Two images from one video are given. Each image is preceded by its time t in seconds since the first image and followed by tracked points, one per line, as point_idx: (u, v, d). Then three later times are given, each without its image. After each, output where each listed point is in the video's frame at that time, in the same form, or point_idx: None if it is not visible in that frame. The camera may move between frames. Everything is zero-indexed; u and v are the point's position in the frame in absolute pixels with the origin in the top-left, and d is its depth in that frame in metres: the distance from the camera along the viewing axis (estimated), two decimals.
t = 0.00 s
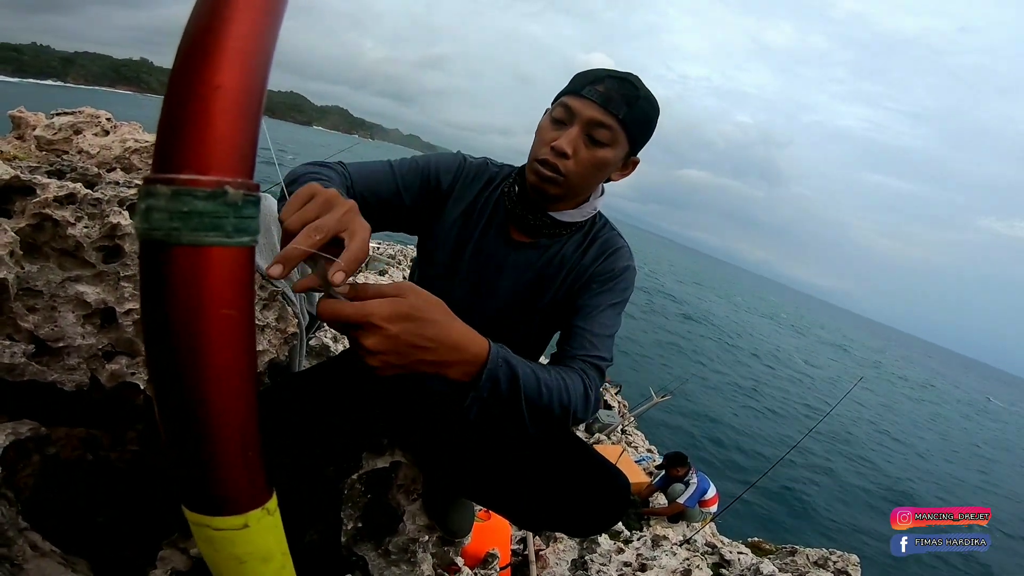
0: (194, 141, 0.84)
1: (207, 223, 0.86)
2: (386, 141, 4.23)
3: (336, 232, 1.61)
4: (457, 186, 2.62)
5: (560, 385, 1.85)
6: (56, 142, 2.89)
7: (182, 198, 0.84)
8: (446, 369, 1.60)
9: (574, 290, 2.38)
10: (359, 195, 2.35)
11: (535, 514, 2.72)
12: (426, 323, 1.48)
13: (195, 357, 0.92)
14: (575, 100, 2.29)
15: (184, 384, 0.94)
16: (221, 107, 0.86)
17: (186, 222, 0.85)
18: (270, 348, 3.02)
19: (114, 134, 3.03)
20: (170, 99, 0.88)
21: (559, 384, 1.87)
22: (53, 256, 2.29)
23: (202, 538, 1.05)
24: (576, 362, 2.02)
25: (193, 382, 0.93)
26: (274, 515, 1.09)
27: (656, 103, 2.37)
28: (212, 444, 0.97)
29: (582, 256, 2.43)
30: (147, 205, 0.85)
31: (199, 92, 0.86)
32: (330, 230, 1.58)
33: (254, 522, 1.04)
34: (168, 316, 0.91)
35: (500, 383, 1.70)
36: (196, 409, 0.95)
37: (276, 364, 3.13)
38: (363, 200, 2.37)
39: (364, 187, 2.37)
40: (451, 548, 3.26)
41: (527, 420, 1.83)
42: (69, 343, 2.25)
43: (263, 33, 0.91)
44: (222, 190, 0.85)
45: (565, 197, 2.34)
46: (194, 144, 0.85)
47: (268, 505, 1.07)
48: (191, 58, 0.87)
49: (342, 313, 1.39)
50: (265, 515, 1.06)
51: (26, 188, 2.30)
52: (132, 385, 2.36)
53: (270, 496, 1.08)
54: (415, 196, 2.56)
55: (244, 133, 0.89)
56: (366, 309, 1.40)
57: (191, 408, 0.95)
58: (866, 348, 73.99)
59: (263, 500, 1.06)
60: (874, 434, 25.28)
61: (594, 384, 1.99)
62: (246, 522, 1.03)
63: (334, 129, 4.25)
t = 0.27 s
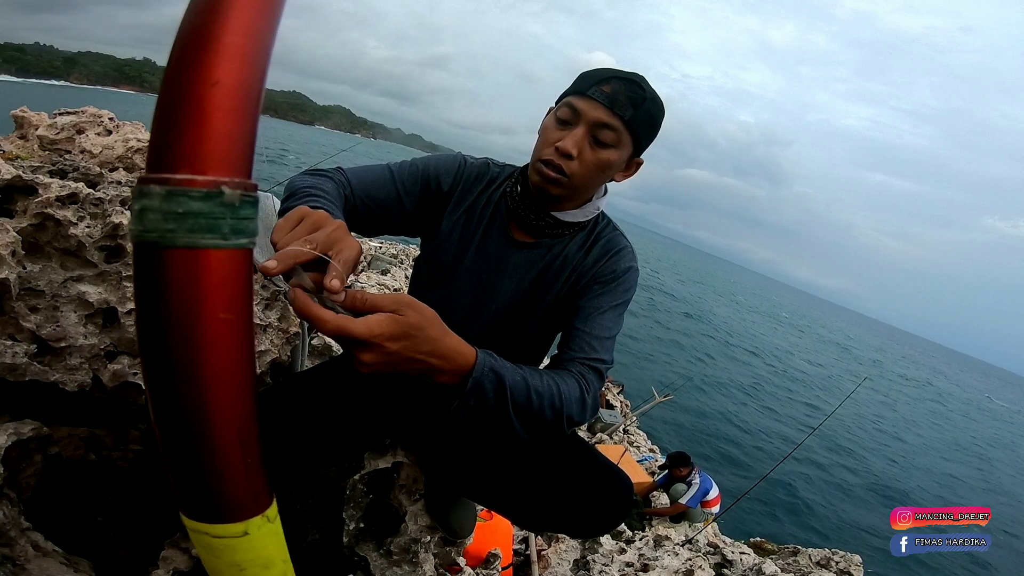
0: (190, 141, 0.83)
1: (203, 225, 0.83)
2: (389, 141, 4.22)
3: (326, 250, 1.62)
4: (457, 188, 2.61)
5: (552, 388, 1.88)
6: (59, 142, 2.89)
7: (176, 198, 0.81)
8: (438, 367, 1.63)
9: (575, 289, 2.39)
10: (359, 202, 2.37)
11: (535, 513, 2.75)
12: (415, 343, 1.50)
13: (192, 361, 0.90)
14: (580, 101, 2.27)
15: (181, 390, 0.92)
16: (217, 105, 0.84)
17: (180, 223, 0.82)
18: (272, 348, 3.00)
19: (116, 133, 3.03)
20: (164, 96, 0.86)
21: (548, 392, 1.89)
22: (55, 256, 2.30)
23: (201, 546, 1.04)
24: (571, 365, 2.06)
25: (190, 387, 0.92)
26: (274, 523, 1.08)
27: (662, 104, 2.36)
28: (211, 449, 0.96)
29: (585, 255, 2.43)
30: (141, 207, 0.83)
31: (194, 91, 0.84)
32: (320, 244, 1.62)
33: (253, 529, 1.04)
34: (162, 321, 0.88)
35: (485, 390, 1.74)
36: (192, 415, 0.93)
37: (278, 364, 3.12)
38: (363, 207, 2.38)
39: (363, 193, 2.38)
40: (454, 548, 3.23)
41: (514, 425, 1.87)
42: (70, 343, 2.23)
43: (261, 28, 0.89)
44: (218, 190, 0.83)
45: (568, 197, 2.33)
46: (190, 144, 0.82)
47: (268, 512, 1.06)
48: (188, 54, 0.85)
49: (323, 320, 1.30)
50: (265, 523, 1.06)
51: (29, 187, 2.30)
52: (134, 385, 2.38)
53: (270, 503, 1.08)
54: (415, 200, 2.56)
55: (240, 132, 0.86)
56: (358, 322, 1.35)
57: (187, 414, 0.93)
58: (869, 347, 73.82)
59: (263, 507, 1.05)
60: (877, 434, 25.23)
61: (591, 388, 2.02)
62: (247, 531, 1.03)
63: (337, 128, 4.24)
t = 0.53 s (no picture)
0: (180, 130, 0.81)
1: (190, 220, 0.81)
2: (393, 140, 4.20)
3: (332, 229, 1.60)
4: (458, 188, 2.59)
5: (554, 395, 1.91)
6: (63, 142, 2.88)
7: (161, 191, 0.79)
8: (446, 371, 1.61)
9: (578, 289, 2.39)
10: (359, 203, 2.34)
11: (540, 514, 2.72)
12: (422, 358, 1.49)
13: (183, 366, 0.89)
14: (581, 96, 2.25)
15: (172, 396, 0.90)
16: (206, 92, 0.82)
17: (165, 219, 0.80)
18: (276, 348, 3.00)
19: (120, 133, 3.02)
20: (150, 86, 0.84)
21: (550, 398, 1.92)
22: (58, 256, 2.29)
23: (200, 561, 1.02)
24: (576, 368, 2.07)
25: (182, 392, 0.90)
26: (274, 536, 1.06)
27: (665, 99, 2.33)
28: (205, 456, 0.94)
29: (591, 255, 2.42)
30: (124, 201, 0.81)
31: (182, 79, 0.82)
32: (325, 221, 1.59)
33: (252, 543, 1.02)
34: (151, 324, 0.87)
35: (484, 396, 1.76)
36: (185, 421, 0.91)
37: (282, 364, 3.11)
38: (363, 207, 2.36)
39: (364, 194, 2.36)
40: (458, 549, 3.21)
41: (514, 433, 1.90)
42: (74, 344, 2.23)
43: (256, 9, 0.87)
44: (206, 183, 0.81)
45: (571, 195, 2.31)
46: (178, 135, 0.81)
47: (267, 525, 1.04)
48: (175, 42, 0.83)
49: (339, 332, 1.30)
50: (264, 536, 1.04)
51: (32, 187, 2.29)
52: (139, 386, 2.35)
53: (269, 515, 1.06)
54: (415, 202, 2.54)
55: (232, 120, 0.84)
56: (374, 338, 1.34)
57: (180, 421, 0.92)
58: (874, 346, 73.48)
59: (262, 520, 1.03)
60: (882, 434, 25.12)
61: (595, 390, 2.05)
62: (244, 543, 1.01)
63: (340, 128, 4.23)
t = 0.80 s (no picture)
0: (190, 133, 0.80)
1: (200, 228, 0.80)
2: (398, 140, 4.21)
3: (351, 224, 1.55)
4: (461, 191, 2.57)
5: (567, 404, 1.94)
6: (69, 142, 2.89)
7: (171, 198, 0.79)
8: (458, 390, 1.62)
9: (587, 291, 2.39)
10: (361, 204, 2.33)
11: (546, 517, 2.72)
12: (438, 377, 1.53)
13: (194, 377, 0.87)
14: (583, 96, 2.24)
15: (183, 407, 0.89)
16: (216, 95, 0.81)
17: (174, 227, 0.80)
18: (281, 349, 3.00)
19: (126, 134, 3.03)
20: (157, 90, 0.83)
21: (564, 407, 1.95)
22: (65, 257, 2.29)
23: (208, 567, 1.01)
24: (587, 374, 2.09)
25: (194, 403, 0.89)
26: (285, 545, 1.05)
27: (669, 96, 2.32)
28: (217, 468, 0.92)
29: (597, 257, 2.41)
30: (133, 207, 0.80)
31: (191, 82, 0.82)
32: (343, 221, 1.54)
33: (263, 553, 1.01)
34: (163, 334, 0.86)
35: (498, 407, 1.78)
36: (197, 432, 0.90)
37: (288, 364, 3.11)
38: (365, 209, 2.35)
39: (366, 195, 2.35)
40: (463, 549, 3.20)
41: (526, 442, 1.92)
42: (81, 345, 2.23)
43: (266, 6, 0.86)
44: (217, 189, 0.80)
45: (577, 197, 2.30)
46: (188, 141, 0.80)
47: (278, 535, 1.03)
48: (183, 45, 0.82)
49: (360, 357, 1.37)
50: (275, 545, 1.02)
51: (39, 188, 2.30)
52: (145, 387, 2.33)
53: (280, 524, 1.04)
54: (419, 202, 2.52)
55: (242, 123, 0.84)
56: (390, 360, 1.39)
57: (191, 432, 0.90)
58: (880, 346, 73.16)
59: (273, 528, 1.02)
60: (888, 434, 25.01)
61: (606, 395, 2.07)
62: (256, 553, 1.00)
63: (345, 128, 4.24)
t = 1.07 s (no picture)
0: (127, 82, 0.79)
1: (127, 173, 0.78)
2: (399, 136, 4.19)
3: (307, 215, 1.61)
4: (461, 186, 2.55)
5: (571, 401, 1.92)
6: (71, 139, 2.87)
7: (96, 142, 0.77)
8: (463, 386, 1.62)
9: (591, 285, 2.36)
10: (359, 195, 2.32)
11: (547, 516, 2.70)
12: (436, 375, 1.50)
13: (124, 340, 0.85)
14: (585, 88, 2.21)
15: (113, 371, 0.87)
16: (156, 43, 0.80)
17: (96, 173, 0.78)
18: (280, 344, 2.99)
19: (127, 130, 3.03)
20: (100, 38, 0.82)
21: (567, 404, 1.92)
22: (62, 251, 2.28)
23: (155, 564, 1.03)
24: (591, 372, 2.06)
25: (124, 367, 0.87)
26: (238, 540, 1.08)
27: (674, 86, 2.28)
28: (150, 436, 0.91)
29: (599, 253, 2.39)
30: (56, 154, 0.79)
31: (134, 27, 0.81)
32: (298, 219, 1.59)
33: (210, 548, 1.03)
34: (88, 294, 0.84)
35: (501, 403, 1.77)
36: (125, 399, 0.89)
37: (287, 359, 3.10)
38: (362, 201, 2.33)
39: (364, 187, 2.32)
40: (462, 547, 3.19)
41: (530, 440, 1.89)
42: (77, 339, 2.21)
43: None
44: (148, 134, 0.78)
45: (579, 191, 2.27)
46: (122, 84, 0.79)
47: (229, 529, 1.05)
48: None
49: (357, 356, 1.35)
50: (226, 541, 1.05)
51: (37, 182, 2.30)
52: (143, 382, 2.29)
53: (232, 518, 1.06)
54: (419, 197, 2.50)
55: (186, 76, 0.82)
56: (388, 358, 1.37)
57: (121, 398, 0.88)
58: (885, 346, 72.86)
59: (223, 524, 1.04)
60: (893, 434, 24.88)
61: (609, 394, 2.05)
62: (203, 546, 1.02)
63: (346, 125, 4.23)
